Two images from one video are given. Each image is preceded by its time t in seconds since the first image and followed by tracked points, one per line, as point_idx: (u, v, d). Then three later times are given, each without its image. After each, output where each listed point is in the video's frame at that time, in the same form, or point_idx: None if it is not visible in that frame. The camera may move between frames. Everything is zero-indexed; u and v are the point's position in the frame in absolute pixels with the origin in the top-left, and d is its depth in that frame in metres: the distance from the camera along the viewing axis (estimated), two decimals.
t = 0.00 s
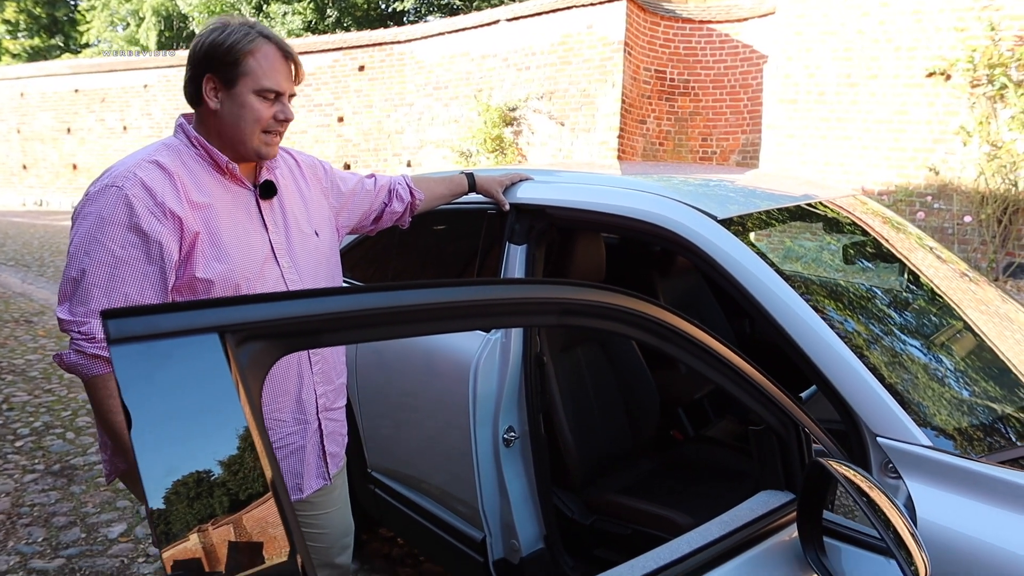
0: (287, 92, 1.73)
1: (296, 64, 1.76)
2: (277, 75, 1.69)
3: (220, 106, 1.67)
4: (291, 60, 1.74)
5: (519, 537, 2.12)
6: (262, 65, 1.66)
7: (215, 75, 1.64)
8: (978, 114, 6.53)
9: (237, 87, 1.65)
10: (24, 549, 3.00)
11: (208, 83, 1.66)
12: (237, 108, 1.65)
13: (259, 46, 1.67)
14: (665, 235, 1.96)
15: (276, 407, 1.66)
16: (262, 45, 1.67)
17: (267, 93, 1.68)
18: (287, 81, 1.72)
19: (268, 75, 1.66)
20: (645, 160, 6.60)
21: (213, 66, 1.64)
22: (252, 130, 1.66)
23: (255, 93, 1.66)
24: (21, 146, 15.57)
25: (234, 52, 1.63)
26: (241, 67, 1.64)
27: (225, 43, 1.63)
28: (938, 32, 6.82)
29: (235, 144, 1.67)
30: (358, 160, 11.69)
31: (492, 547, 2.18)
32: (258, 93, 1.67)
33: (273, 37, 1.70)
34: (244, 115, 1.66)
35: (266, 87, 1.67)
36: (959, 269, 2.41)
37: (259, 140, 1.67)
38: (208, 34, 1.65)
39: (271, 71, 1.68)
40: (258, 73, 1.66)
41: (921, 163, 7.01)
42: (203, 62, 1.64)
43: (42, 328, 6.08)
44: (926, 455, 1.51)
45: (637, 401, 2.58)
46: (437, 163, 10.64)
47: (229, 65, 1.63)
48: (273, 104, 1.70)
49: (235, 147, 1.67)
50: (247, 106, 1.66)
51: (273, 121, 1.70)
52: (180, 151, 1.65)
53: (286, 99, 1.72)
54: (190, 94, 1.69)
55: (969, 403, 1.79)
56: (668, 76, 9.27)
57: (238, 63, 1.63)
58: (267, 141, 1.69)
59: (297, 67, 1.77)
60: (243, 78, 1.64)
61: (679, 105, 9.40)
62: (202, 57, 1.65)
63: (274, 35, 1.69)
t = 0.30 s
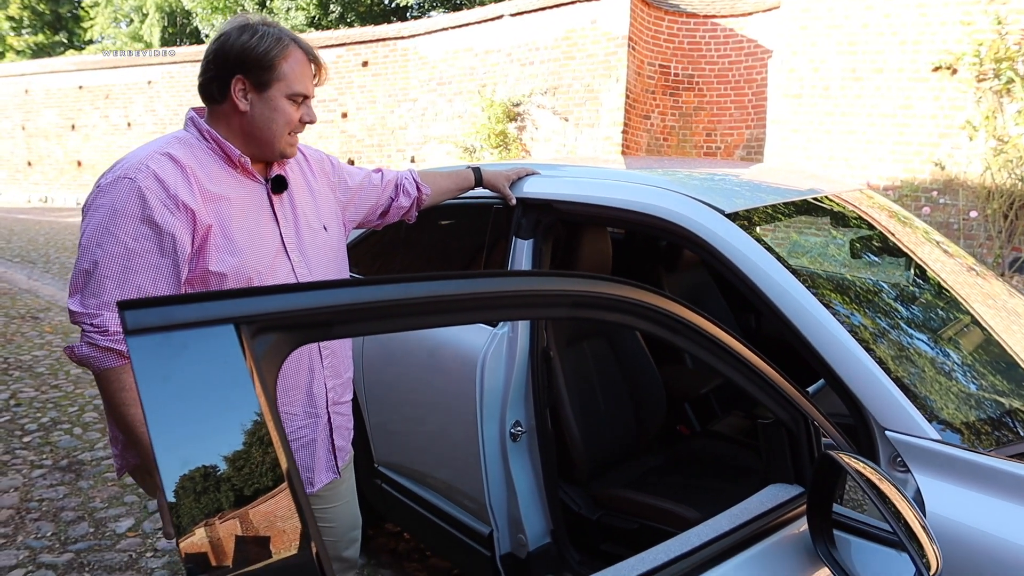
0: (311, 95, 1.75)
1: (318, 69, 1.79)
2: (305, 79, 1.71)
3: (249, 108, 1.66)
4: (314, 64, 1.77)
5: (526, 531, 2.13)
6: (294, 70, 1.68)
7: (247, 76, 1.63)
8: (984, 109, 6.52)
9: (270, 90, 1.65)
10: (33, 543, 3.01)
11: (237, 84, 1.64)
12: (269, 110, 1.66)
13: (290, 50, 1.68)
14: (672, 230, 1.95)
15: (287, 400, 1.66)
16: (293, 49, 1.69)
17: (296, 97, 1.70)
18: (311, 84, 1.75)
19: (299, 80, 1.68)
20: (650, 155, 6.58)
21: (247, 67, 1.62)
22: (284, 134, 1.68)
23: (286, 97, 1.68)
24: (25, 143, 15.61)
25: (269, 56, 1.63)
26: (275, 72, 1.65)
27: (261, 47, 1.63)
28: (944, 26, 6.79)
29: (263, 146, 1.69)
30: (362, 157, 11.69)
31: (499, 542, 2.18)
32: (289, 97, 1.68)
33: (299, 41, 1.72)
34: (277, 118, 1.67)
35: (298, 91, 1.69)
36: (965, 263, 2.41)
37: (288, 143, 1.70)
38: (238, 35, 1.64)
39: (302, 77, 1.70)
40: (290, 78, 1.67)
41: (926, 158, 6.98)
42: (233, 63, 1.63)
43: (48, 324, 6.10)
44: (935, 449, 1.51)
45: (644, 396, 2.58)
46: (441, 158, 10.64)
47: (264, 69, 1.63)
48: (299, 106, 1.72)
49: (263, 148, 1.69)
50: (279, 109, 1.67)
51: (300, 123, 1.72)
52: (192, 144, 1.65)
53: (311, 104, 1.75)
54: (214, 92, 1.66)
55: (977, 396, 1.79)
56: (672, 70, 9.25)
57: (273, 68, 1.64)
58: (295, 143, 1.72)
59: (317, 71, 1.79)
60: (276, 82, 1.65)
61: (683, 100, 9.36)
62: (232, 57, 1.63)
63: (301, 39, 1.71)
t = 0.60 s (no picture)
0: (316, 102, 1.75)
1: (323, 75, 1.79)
2: (310, 86, 1.71)
3: (254, 113, 1.66)
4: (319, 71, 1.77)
5: (527, 534, 2.13)
6: (300, 77, 1.68)
7: (253, 83, 1.64)
8: (983, 110, 6.50)
9: (276, 96, 1.66)
10: (33, 548, 3.01)
11: (243, 89, 1.64)
12: (273, 117, 1.66)
13: (296, 57, 1.69)
14: (671, 232, 1.95)
15: (288, 405, 1.66)
16: (300, 56, 1.69)
17: (301, 103, 1.70)
18: (316, 92, 1.75)
19: (305, 87, 1.68)
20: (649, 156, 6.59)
21: (253, 73, 1.63)
22: (288, 140, 1.68)
23: (291, 104, 1.68)
24: (24, 146, 15.62)
25: (276, 63, 1.63)
26: (281, 79, 1.65)
27: (269, 54, 1.63)
28: (942, 27, 6.79)
29: (266, 151, 1.68)
30: (361, 159, 11.68)
31: (500, 546, 2.18)
32: (294, 104, 1.68)
33: (305, 48, 1.72)
34: (281, 124, 1.67)
35: (302, 98, 1.69)
36: (965, 264, 2.41)
37: (292, 149, 1.70)
38: (244, 41, 1.64)
39: (308, 85, 1.70)
40: (295, 84, 1.67)
41: (925, 159, 6.98)
42: (239, 69, 1.63)
43: (47, 328, 6.09)
44: (937, 451, 1.51)
45: (644, 399, 2.58)
46: (439, 160, 10.64)
47: (270, 75, 1.63)
48: (303, 113, 1.72)
49: (266, 154, 1.69)
50: (283, 116, 1.67)
51: (303, 129, 1.72)
52: (193, 148, 1.65)
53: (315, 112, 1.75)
54: (219, 96, 1.66)
55: (977, 398, 1.78)
56: (671, 72, 9.26)
57: (279, 74, 1.64)
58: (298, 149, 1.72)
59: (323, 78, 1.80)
60: (283, 90, 1.66)
61: (682, 102, 9.37)
62: (238, 62, 1.63)
63: (307, 46, 1.71)
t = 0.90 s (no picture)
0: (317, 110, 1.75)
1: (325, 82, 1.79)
2: (312, 94, 1.71)
3: (254, 118, 1.66)
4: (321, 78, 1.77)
5: (526, 538, 2.12)
6: (301, 83, 1.68)
7: (255, 88, 1.64)
8: (981, 112, 6.44)
9: (277, 103, 1.66)
10: (30, 553, 3.00)
11: (244, 95, 1.65)
12: (274, 123, 1.67)
13: (299, 64, 1.69)
14: (670, 236, 1.95)
15: (288, 409, 1.65)
16: (302, 63, 1.69)
17: (301, 111, 1.70)
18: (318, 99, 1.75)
19: (305, 94, 1.68)
20: (647, 159, 6.59)
21: (254, 79, 1.63)
22: (287, 146, 1.68)
23: (292, 111, 1.68)
24: (23, 151, 15.63)
25: (278, 69, 1.64)
26: (283, 86, 1.65)
27: (272, 60, 1.64)
28: (940, 30, 6.81)
29: (265, 157, 1.68)
30: (360, 163, 11.68)
31: (499, 550, 2.17)
32: (295, 111, 1.69)
33: (308, 56, 1.72)
34: (281, 131, 1.67)
35: (303, 105, 1.69)
36: (963, 266, 2.41)
37: (291, 155, 1.70)
38: (247, 46, 1.64)
39: (310, 92, 1.70)
40: (296, 91, 1.67)
41: (924, 162, 6.97)
42: (240, 74, 1.63)
43: (46, 332, 6.09)
44: (936, 455, 1.50)
45: (644, 402, 2.58)
46: (438, 164, 10.65)
47: (271, 81, 1.63)
48: (304, 120, 1.72)
49: (265, 159, 1.69)
50: (284, 122, 1.67)
51: (303, 136, 1.72)
52: (193, 153, 1.65)
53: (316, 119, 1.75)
54: (219, 100, 1.66)
55: (975, 400, 1.79)
56: (670, 75, 9.27)
57: (280, 81, 1.64)
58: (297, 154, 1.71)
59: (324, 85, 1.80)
60: (284, 96, 1.66)
61: (680, 105, 9.39)
62: (241, 68, 1.63)
63: (310, 53, 1.71)
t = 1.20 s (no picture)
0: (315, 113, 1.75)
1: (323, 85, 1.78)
2: (309, 98, 1.71)
3: (250, 122, 1.66)
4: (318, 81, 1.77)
5: (525, 543, 2.12)
6: (297, 87, 1.68)
7: (249, 92, 1.64)
8: (980, 116, 6.43)
9: (272, 106, 1.66)
10: (30, 557, 3.00)
11: (240, 99, 1.65)
12: (269, 127, 1.67)
13: (295, 67, 1.68)
14: (669, 241, 1.95)
15: (288, 414, 1.66)
16: (298, 67, 1.69)
17: (298, 114, 1.70)
18: (315, 103, 1.74)
19: (301, 97, 1.68)
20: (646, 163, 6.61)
21: (249, 83, 1.63)
22: (283, 150, 1.68)
23: (288, 115, 1.68)
24: (24, 155, 15.66)
25: (273, 73, 1.64)
26: (278, 90, 1.65)
27: (267, 64, 1.63)
28: (938, 34, 6.83)
29: (262, 161, 1.69)
30: (360, 166, 11.70)
31: (499, 554, 2.17)
32: (291, 115, 1.68)
33: (305, 59, 1.72)
34: (276, 134, 1.67)
35: (299, 109, 1.69)
36: (962, 270, 2.41)
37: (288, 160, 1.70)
38: (243, 50, 1.65)
39: (307, 96, 1.70)
40: (292, 95, 1.67)
41: (923, 165, 6.97)
42: (236, 78, 1.63)
43: (46, 336, 6.09)
44: (935, 458, 1.50)
45: (643, 406, 2.58)
46: (438, 167, 10.67)
47: (266, 85, 1.63)
48: (301, 124, 1.72)
49: (262, 163, 1.69)
50: (279, 126, 1.67)
51: (300, 140, 1.72)
52: (193, 158, 1.65)
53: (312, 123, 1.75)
54: (217, 104, 1.66)
55: (975, 404, 1.79)
56: (669, 79, 9.29)
57: (275, 85, 1.64)
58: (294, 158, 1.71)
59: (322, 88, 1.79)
60: (278, 100, 1.65)
61: (680, 109, 9.40)
62: (236, 72, 1.63)
63: (306, 56, 1.71)
